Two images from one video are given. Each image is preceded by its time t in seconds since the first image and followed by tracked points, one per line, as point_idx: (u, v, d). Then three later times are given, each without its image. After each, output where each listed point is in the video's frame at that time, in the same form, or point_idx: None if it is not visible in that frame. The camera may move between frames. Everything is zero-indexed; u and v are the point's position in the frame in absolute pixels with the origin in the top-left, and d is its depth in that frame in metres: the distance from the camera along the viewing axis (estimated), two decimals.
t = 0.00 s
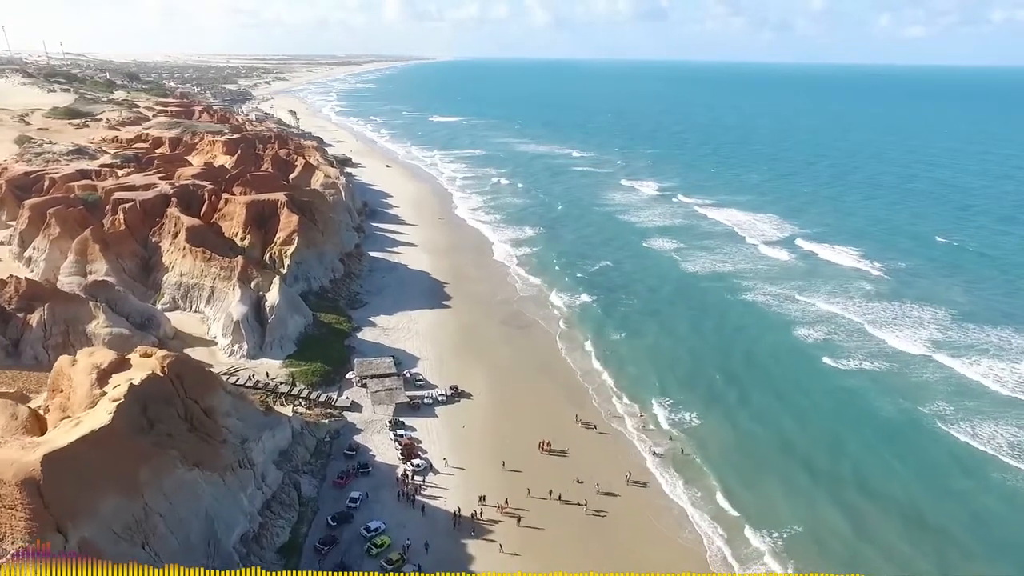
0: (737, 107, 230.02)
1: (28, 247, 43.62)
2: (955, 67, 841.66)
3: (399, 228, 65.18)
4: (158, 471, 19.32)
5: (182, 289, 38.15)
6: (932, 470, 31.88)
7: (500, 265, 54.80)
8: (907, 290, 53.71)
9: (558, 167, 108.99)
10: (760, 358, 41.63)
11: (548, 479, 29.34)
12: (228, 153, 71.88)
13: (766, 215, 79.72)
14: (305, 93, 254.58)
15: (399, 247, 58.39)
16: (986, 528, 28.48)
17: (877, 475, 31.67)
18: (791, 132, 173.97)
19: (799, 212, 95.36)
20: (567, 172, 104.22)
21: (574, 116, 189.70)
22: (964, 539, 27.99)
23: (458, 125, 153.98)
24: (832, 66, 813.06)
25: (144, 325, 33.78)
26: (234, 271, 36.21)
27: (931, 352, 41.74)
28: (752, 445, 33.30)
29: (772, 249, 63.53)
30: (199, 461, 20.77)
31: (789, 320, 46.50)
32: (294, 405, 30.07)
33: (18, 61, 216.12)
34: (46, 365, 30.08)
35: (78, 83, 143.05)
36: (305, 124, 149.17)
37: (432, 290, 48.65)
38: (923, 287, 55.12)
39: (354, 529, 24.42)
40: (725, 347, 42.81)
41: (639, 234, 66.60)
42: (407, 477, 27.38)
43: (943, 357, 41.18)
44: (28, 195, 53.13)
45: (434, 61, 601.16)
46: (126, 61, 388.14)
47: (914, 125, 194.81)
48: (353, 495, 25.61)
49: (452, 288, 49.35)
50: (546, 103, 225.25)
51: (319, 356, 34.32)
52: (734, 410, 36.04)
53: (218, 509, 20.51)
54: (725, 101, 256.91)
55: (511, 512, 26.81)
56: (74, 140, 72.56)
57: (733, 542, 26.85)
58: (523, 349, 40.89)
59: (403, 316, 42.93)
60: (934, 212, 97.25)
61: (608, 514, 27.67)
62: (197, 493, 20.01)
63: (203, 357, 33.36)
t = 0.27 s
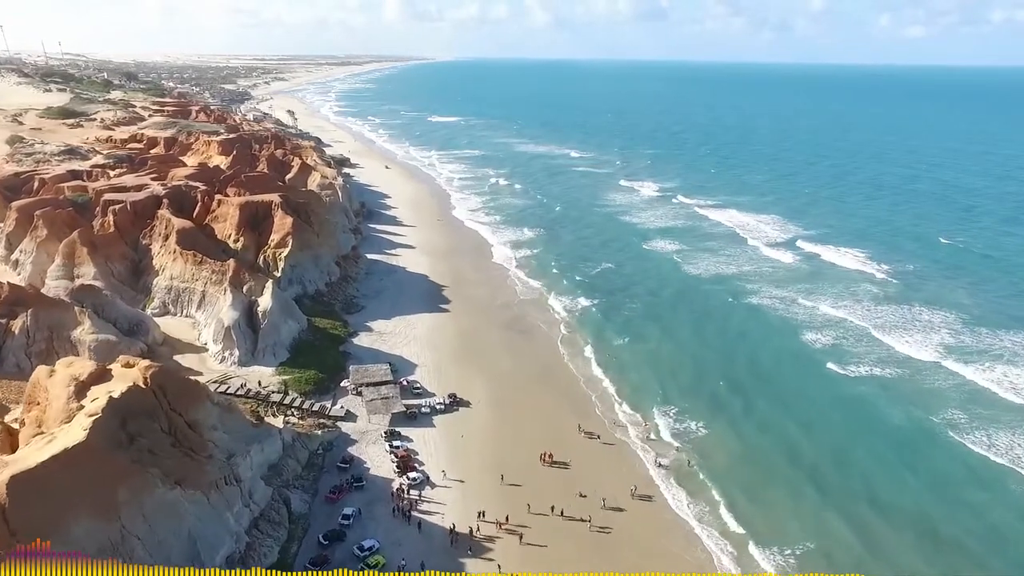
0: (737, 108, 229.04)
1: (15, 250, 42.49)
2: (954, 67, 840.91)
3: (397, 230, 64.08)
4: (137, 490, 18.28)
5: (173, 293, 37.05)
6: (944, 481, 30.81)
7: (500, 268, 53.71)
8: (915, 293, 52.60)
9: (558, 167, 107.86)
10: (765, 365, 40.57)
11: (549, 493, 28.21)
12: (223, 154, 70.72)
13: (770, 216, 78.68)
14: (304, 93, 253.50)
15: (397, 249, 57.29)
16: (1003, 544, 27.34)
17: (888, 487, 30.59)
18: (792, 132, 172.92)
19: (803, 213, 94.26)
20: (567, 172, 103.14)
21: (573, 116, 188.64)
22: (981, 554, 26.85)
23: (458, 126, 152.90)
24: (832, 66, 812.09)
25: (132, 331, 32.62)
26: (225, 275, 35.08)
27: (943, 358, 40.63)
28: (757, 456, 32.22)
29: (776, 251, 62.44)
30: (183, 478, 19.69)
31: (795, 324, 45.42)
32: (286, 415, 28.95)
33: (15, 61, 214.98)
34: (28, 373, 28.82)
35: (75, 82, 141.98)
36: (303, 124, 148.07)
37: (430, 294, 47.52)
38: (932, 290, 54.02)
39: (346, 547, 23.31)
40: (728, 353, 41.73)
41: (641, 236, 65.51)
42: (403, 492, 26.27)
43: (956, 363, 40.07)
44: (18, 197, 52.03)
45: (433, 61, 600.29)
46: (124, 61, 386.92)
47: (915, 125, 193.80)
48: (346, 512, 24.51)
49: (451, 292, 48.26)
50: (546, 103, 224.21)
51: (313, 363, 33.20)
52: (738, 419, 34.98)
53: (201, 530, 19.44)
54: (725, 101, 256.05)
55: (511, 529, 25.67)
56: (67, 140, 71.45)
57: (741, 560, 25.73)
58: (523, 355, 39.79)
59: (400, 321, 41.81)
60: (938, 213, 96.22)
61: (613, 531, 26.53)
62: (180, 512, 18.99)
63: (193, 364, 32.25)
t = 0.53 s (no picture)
0: (738, 108, 227.93)
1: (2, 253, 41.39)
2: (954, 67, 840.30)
3: (395, 232, 62.94)
4: (113, 514, 17.35)
5: (162, 298, 35.92)
6: (957, 495, 29.75)
7: (499, 271, 52.55)
8: (924, 297, 51.42)
9: (559, 168, 106.66)
10: (769, 372, 39.46)
11: (551, 508, 27.06)
12: (219, 155, 69.63)
13: (773, 218, 77.55)
14: (303, 93, 252.37)
15: (394, 252, 56.14)
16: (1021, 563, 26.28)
17: (899, 500, 29.52)
18: (794, 133, 171.71)
19: (806, 214, 93.15)
20: (568, 173, 101.97)
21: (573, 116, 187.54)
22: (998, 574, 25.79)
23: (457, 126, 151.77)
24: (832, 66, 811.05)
25: (118, 337, 31.48)
26: (216, 279, 33.93)
27: (957, 365, 39.48)
28: (764, 468, 31.10)
29: (780, 253, 61.30)
30: (162, 499, 18.70)
31: (802, 329, 44.29)
32: (277, 427, 27.82)
33: (13, 61, 214.19)
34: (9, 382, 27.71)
35: (71, 82, 140.76)
36: (301, 125, 146.84)
37: (429, 297, 46.40)
38: (941, 293, 52.86)
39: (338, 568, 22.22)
40: (731, 360, 40.60)
41: (643, 238, 64.40)
42: (399, 508, 25.18)
43: (970, 370, 38.94)
44: (7, 198, 50.89)
45: (433, 61, 599.47)
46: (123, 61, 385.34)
47: (917, 125, 192.69)
48: (339, 530, 23.42)
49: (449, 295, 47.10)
50: (546, 104, 223.08)
51: (306, 371, 32.04)
52: (743, 429, 33.85)
53: (182, 554, 18.44)
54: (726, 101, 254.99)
55: (511, 547, 24.56)
56: (60, 140, 70.32)
57: None
58: (523, 361, 38.62)
59: (398, 326, 40.66)
60: (943, 214, 95.11)
61: (619, 551, 25.35)
62: (159, 536, 18.01)
63: (182, 372, 31.13)
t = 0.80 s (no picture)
0: (739, 108, 226.76)
1: None
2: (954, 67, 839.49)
3: (393, 234, 61.76)
4: (87, 537, 16.24)
5: (152, 303, 34.73)
6: (971, 507, 28.68)
7: (499, 274, 51.39)
8: (934, 300, 50.29)
9: (559, 169, 105.52)
10: (774, 379, 38.37)
11: (553, 524, 25.93)
12: (214, 155, 68.49)
13: (778, 219, 76.42)
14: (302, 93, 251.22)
15: (392, 254, 54.95)
16: None
17: (911, 513, 28.48)
18: (796, 133, 170.55)
19: (810, 215, 92.02)
20: (568, 173, 100.79)
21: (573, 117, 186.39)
22: None
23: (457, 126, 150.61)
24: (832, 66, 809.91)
25: (104, 344, 30.29)
26: (207, 284, 32.79)
27: (971, 371, 38.40)
28: (771, 480, 30.02)
29: (786, 256, 60.12)
30: (140, 522, 17.58)
31: (810, 334, 43.17)
32: (268, 439, 26.70)
33: (10, 61, 213.01)
34: None
35: (66, 82, 139.40)
36: (299, 125, 145.55)
37: (427, 301, 45.28)
38: (951, 297, 51.70)
39: None
40: (735, 366, 39.51)
41: (645, 240, 63.29)
42: (394, 525, 24.06)
43: (985, 376, 37.85)
44: None
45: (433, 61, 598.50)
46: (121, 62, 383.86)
47: (920, 125, 191.55)
48: (331, 550, 22.29)
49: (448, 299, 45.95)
50: (546, 104, 221.94)
51: (299, 379, 30.91)
52: (749, 439, 32.75)
53: None
54: (727, 102, 253.86)
55: (510, 566, 23.46)
56: (52, 141, 69.18)
57: None
58: (524, 368, 37.45)
59: (395, 331, 39.53)
60: (948, 215, 93.97)
61: (623, 570, 24.21)
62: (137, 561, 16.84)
63: (170, 381, 29.96)
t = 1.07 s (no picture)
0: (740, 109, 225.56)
1: None
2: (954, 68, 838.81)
3: (391, 236, 60.59)
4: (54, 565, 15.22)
5: (141, 309, 33.63)
6: (987, 525, 27.62)
7: (498, 277, 50.22)
8: (945, 304, 49.13)
9: (560, 169, 104.36)
10: (779, 387, 37.24)
11: (555, 542, 24.78)
12: (210, 155, 67.36)
13: (782, 220, 75.29)
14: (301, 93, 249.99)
15: (390, 257, 53.78)
16: None
17: (925, 529, 27.41)
18: (799, 134, 169.34)
19: (814, 216, 90.85)
20: (569, 174, 99.60)
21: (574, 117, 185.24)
22: None
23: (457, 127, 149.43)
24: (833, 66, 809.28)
25: (89, 352, 29.11)
26: (196, 289, 31.64)
27: (987, 379, 37.27)
28: (779, 494, 28.89)
29: (792, 258, 58.97)
30: (113, 548, 16.62)
31: (818, 340, 42.04)
32: (258, 453, 25.55)
33: (8, 61, 211.82)
34: None
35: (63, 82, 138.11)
36: (298, 125, 144.20)
37: (426, 306, 44.12)
38: (962, 300, 50.52)
39: None
40: (740, 373, 38.41)
41: (648, 242, 62.15)
42: (389, 545, 22.92)
43: (1001, 384, 36.73)
44: None
45: (433, 61, 597.33)
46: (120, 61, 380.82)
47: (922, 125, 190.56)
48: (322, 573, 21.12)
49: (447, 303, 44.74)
50: (546, 104, 220.85)
51: (292, 389, 29.75)
52: (755, 450, 31.62)
53: None
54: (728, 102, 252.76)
55: None
56: (45, 141, 68.05)
57: None
58: (524, 376, 36.25)
59: (392, 337, 38.37)
60: (953, 216, 92.92)
61: None
62: None
63: (157, 390, 28.80)
